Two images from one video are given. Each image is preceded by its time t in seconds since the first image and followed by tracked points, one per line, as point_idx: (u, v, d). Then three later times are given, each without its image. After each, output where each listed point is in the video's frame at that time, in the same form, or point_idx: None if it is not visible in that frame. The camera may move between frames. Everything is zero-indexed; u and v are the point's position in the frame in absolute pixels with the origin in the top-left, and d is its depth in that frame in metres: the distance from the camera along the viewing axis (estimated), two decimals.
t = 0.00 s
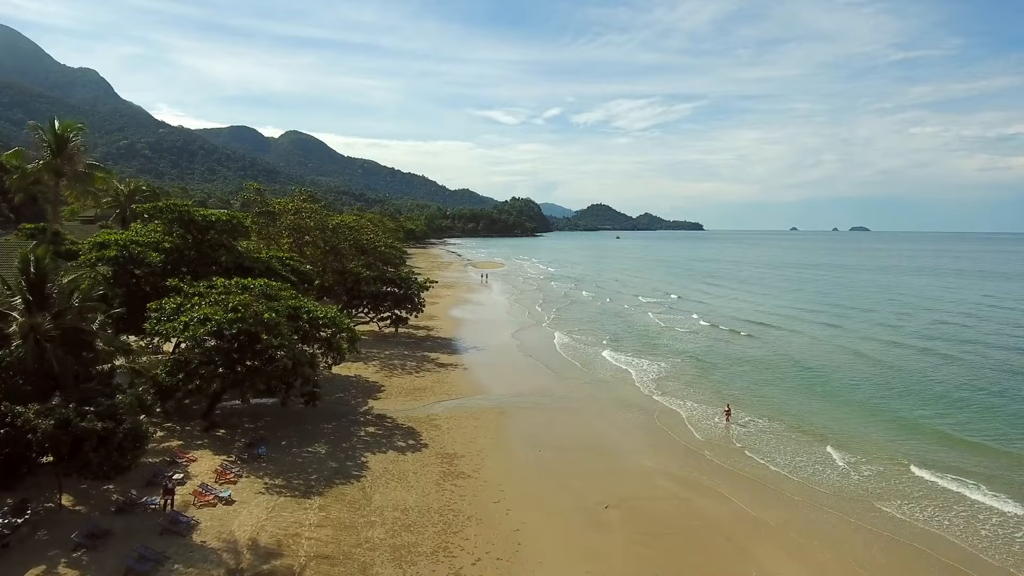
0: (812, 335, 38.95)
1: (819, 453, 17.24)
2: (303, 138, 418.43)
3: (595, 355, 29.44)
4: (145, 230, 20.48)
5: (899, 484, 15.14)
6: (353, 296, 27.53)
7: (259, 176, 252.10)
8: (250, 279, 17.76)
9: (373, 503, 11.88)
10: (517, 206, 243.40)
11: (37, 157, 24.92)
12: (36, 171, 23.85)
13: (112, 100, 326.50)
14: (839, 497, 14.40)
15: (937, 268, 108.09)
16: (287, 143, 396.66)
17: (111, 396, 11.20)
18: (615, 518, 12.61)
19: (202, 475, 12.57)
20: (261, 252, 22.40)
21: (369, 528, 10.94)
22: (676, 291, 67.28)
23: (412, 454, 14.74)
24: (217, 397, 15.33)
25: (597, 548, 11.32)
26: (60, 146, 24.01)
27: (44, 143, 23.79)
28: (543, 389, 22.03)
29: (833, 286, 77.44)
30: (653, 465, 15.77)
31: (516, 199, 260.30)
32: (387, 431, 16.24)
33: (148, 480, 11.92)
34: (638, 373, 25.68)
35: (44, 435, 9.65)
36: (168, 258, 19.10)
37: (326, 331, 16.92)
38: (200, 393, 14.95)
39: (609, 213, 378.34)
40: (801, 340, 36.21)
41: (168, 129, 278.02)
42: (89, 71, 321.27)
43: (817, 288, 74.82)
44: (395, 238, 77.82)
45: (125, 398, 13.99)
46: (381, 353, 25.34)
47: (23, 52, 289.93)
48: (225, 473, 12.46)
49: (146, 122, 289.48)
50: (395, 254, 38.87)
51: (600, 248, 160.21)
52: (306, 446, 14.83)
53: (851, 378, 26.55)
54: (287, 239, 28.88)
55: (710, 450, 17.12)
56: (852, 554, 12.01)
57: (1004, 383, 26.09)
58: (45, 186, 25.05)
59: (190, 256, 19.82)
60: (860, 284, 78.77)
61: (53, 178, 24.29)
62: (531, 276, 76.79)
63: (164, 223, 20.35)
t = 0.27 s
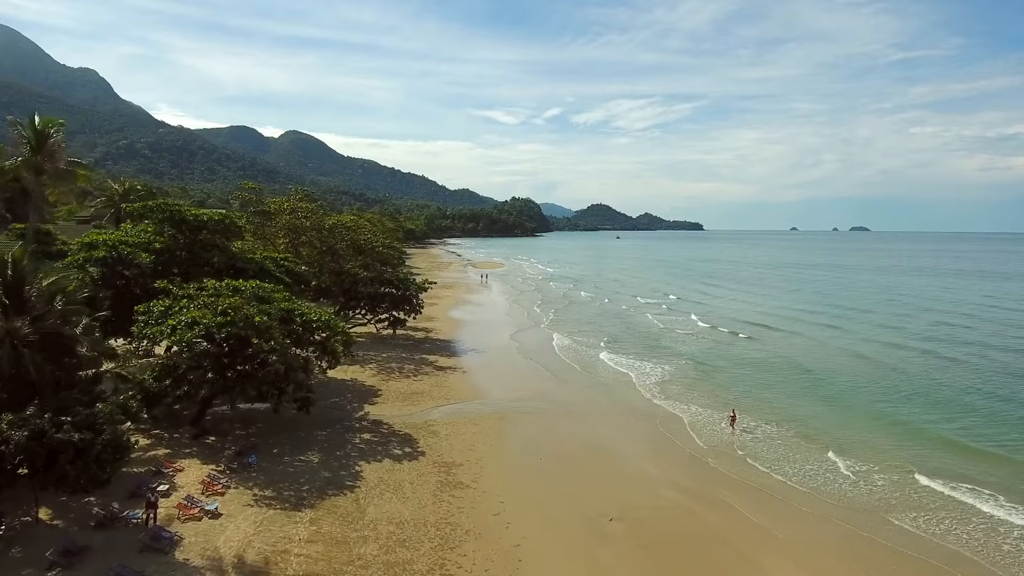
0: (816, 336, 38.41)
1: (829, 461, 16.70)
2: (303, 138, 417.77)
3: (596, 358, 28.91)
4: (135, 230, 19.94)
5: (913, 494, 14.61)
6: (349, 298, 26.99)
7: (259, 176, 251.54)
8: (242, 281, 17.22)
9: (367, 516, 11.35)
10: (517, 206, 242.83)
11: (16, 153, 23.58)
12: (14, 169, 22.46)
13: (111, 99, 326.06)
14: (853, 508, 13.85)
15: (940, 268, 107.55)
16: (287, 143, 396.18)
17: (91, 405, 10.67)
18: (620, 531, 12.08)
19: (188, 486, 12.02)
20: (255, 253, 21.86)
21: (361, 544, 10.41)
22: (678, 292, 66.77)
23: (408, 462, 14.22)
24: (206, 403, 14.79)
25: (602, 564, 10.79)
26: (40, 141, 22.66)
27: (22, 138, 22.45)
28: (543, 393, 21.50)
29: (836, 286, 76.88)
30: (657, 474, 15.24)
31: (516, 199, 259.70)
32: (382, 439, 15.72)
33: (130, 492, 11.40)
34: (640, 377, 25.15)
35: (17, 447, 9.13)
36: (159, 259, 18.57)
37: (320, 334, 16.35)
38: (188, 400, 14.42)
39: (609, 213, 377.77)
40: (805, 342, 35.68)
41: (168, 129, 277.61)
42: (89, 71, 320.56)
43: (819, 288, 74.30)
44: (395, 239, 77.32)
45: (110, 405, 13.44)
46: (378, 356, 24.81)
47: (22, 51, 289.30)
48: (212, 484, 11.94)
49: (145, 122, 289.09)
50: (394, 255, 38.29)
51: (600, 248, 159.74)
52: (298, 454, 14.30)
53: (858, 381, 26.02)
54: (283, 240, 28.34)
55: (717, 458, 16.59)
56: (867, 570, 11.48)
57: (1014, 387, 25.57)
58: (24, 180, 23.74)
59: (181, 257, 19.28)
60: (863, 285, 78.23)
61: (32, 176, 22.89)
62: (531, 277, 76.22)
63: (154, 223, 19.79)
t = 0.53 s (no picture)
0: (820, 338, 37.95)
1: (839, 469, 16.23)
2: (303, 138, 417.39)
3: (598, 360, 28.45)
4: (126, 230, 19.46)
5: (927, 504, 14.16)
6: (347, 299, 26.56)
7: (259, 176, 251.23)
8: (234, 282, 16.72)
9: (361, 529, 10.90)
10: (517, 206, 242.48)
11: None
12: None
13: (111, 99, 325.70)
14: (867, 519, 13.38)
15: (942, 268, 107.08)
16: (287, 142, 395.89)
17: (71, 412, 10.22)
18: (624, 543, 11.63)
19: (175, 497, 11.53)
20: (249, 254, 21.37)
21: (355, 559, 9.95)
22: (679, 292, 66.39)
23: (405, 470, 13.75)
24: (196, 409, 14.35)
25: None
26: (19, 137, 21.94)
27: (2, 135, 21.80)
28: (544, 397, 21.04)
29: (838, 287, 76.43)
30: (662, 482, 14.78)
31: (516, 199, 259.28)
32: (379, 445, 15.26)
33: (114, 503, 10.96)
34: (642, 380, 24.69)
35: None
36: (149, 260, 18.08)
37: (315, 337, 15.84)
38: (177, 405, 13.96)
39: (609, 213, 377.37)
40: (809, 344, 35.22)
41: (168, 129, 277.49)
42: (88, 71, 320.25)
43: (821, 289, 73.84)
44: (394, 239, 76.98)
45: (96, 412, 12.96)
46: (376, 359, 24.36)
47: (22, 51, 289.05)
48: (200, 495, 11.49)
49: (145, 122, 288.81)
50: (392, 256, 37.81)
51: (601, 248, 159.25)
52: (291, 462, 13.84)
53: (864, 384, 25.59)
54: (279, 241, 27.92)
55: (723, 465, 16.12)
56: None
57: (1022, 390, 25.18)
58: (2, 175, 23.00)
59: (173, 257, 18.81)
60: (865, 285, 77.76)
61: (12, 173, 22.32)
62: (531, 277, 75.83)
63: (146, 223, 19.32)
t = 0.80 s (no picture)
0: (824, 340, 37.42)
1: (852, 479, 15.64)
2: (303, 138, 417.07)
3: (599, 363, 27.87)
4: (113, 229, 18.81)
5: (946, 518, 13.58)
6: (343, 301, 25.97)
7: (258, 176, 250.75)
8: (224, 284, 16.08)
9: (352, 548, 10.28)
10: (517, 206, 241.98)
11: None
12: None
13: (110, 99, 325.11)
14: (884, 535, 12.78)
15: (944, 269, 106.52)
16: (286, 142, 395.34)
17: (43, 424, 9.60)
18: (631, 562, 11.01)
19: (157, 513, 10.91)
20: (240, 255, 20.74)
21: None
22: (679, 293, 65.91)
23: (400, 481, 13.14)
24: (182, 416, 13.73)
25: None
26: None
27: None
28: (545, 403, 20.43)
29: (840, 287, 75.83)
30: (668, 494, 14.16)
31: (516, 199, 258.79)
32: (374, 454, 14.64)
33: (91, 520, 10.35)
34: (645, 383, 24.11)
35: None
36: (136, 262, 17.45)
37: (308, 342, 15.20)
38: (162, 413, 13.34)
39: (609, 213, 376.84)
40: (814, 346, 34.62)
41: (167, 129, 277.06)
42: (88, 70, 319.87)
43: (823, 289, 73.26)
44: (392, 239, 76.45)
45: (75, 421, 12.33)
46: (372, 362, 23.80)
47: (21, 51, 288.56)
48: (183, 510, 10.88)
49: (144, 121, 288.26)
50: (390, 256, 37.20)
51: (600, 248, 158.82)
52: (281, 472, 13.22)
53: (872, 388, 25.04)
54: (274, 241, 27.32)
55: (732, 476, 15.50)
56: None
57: None
58: None
59: (162, 258, 18.18)
60: (867, 286, 77.17)
61: None
62: (531, 277, 75.30)
63: (133, 222, 18.68)
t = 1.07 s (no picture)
0: (828, 341, 36.94)
1: (865, 489, 15.09)
2: (303, 138, 416.76)
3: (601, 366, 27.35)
4: (101, 229, 18.25)
5: (965, 532, 13.04)
6: (340, 302, 25.42)
7: (258, 176, 250.28)
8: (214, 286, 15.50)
9: (343, 566, 9.74)
10: (517, 206, 241.47)
11: None
12: None
13: (110, 99, 324.69)
14: (902, 552, 12.22)
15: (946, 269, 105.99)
16: (286, 142, 395.04)
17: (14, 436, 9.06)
18: None
19: (139, 528, 10.38)
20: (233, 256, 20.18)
21: None
22: (680, 294, 65.44)
23: (396, 492, 12.59)
24: (169, 424, 13.18)
25: None
26: None
27: None
28: (545, 407, 19.93)
29: (843, 287, 75.30)
30: (675, 505, 13.62)
31: (516, 199, 258.27)
32: (369, 462, 14.09)
33: (68, 536, 9.81)
34: (648, 387, 23.58)
35: None
36: (124, 263, 16.90)
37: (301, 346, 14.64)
38: (148, 420, 12.80)
39: (609, 213, 376.28)
40: (819, 348, 34.07)
41: (167, 129, 276.73)
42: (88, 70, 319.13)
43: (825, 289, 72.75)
44: (392, 239, 75.99)
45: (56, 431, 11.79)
46: (369, 365, 23.28)
47: (21, 50, 287.96)
48: (166, 524, 10.34)
49: (144, 121, 287.90)
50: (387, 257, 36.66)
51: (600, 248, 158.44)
52: (271, 482, 12.67)
53: (880, 392, 24.52)
54: (269, 241, 26.76)
55: (739, 485, 14.98)
56: None
57: None
58: None
59: (151, 259, 17.62)
60: (870, 286, 76.71)
61: None
62: (532, 278, 74.72)
63: (122, 222, 18.11)
